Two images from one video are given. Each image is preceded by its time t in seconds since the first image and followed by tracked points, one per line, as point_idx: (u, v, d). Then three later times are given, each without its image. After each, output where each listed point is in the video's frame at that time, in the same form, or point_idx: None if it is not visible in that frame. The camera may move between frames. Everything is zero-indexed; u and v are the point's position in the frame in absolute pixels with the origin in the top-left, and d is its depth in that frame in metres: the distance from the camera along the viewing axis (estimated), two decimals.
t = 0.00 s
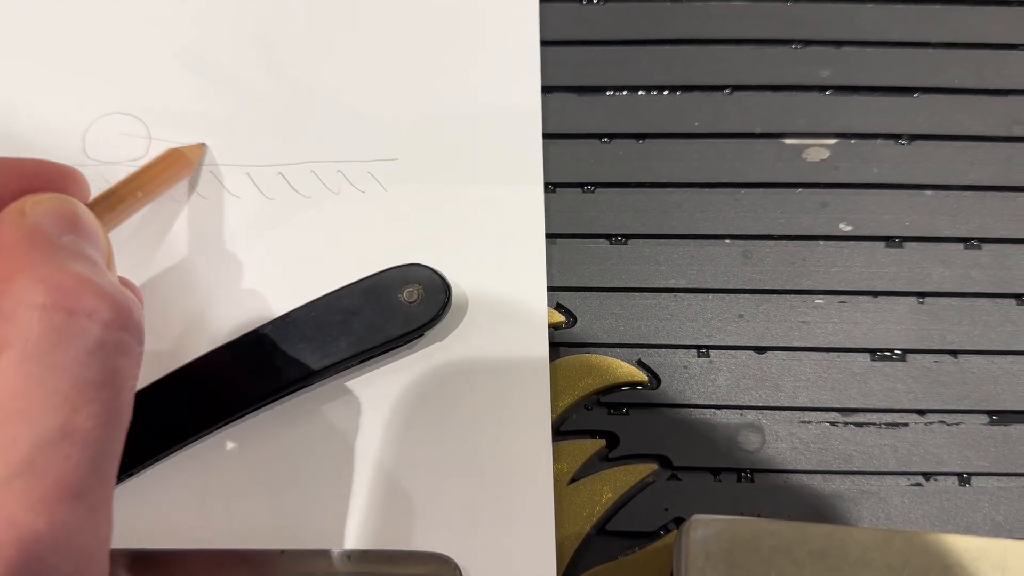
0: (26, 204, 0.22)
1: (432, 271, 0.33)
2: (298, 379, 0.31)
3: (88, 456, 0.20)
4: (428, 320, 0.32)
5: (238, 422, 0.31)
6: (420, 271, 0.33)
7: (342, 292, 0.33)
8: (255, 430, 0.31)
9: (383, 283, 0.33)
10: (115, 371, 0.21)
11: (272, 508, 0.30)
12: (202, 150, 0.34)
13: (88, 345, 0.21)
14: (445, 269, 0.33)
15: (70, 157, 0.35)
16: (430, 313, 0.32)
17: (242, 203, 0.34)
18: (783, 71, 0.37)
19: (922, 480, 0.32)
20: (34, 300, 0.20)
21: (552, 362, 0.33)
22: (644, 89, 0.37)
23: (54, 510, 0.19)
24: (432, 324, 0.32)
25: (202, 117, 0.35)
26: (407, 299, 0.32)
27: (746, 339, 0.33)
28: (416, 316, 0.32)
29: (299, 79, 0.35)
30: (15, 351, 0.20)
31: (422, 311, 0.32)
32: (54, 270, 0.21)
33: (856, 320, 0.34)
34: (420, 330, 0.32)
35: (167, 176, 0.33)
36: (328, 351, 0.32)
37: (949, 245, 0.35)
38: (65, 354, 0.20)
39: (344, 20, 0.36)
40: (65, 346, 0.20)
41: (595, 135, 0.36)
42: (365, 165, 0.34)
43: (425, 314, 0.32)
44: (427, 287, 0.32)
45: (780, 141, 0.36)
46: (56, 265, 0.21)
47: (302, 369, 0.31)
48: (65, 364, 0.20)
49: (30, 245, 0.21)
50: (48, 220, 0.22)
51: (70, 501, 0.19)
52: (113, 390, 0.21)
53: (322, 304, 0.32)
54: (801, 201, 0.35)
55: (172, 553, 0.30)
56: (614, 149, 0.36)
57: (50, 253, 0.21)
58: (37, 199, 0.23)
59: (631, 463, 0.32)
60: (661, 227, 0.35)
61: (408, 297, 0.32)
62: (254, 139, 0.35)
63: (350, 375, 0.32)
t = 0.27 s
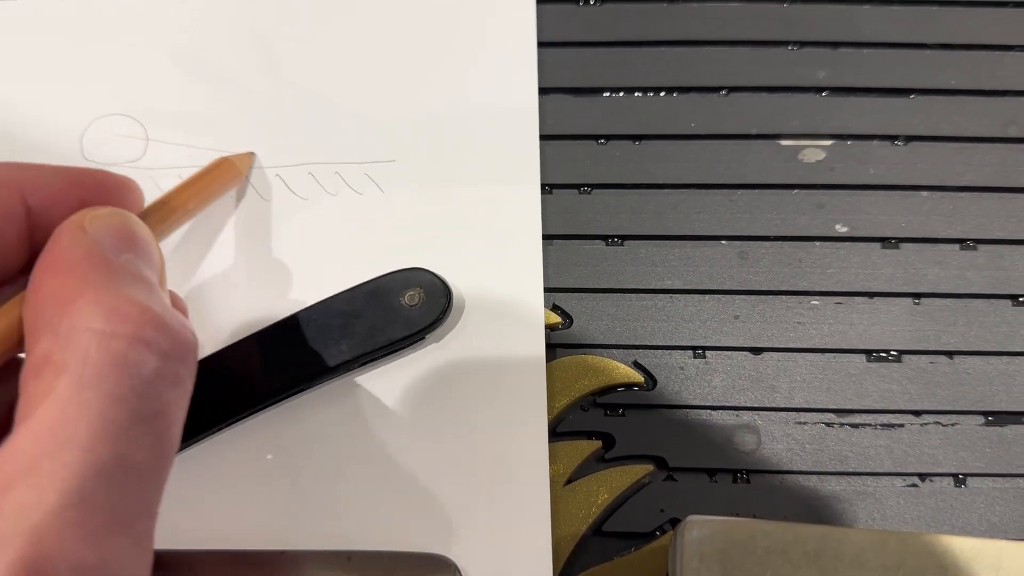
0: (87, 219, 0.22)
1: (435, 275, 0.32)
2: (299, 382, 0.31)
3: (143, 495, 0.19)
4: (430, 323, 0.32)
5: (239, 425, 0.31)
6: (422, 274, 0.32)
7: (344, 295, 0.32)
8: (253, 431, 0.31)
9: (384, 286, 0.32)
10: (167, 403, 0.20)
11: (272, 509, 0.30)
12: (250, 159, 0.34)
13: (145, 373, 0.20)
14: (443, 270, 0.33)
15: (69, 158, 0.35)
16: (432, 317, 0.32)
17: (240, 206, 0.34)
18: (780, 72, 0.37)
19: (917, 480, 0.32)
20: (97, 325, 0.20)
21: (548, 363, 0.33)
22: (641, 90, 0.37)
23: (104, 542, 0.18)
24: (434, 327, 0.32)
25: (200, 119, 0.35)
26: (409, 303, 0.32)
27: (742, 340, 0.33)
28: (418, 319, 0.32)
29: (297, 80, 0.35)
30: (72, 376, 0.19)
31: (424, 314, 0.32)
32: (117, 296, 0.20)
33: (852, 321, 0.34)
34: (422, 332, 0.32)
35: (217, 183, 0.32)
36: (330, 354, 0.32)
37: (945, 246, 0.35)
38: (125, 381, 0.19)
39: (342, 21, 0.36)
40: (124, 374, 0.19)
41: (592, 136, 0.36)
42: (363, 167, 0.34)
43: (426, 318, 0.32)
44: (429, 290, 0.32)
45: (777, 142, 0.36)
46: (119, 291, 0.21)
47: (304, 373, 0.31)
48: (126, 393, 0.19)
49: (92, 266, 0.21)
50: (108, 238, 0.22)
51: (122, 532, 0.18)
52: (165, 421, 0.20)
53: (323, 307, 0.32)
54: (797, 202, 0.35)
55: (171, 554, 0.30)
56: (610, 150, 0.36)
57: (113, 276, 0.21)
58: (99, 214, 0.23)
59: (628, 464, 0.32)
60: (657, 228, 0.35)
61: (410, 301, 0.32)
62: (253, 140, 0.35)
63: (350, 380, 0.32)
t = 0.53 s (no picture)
0: (148, 228, 0.22)
1: (440, 274, 0.32)
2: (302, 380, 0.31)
3: (194, 516, 0.20)
4: (433, 321, 0.32)
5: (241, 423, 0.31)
6: (428, 273, 0.32)
7: (350, 292, 0.32)
8: (253, 428, 0.31)
9: (389, 284, 0.32)
10: (216, 430, 0.21)
11: (271, 506, 0.30)
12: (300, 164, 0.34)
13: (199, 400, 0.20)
14: (443, 267, 0.33)
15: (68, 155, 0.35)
16: (437, 315, 0.32)
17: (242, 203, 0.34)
18: (780, 68, 0.37)
19: (917, 477, 0.32)
20: (158, 345, 0.20)
21: (547, 360, 0.33)
22: (641, 87, 0.37)
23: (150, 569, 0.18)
24: (438, 326, 0.32)
25: (200, 116, 0.35)
26: (414, 302, 0.32)
27: (742, 336, 0.33)
28: (421, 317, 0.32)
29: (296, 77, 0.35)
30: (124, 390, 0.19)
31: (428, 312, 0.32)
32: (178, 315, 0.20)
33: (852, 318, 0.34)
34: (425, 331, 0.32)
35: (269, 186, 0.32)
36: (333, 352, 0.31)
37: (945, 243, 0.35)
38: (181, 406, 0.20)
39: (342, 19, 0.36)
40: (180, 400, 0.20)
41: (591, 133, 0.36)
42: (363, 163, 0.34)
43: (430, 316, 0.32)
44: (433, 289, 0.32)
45: (776, 139, 0.36)
46: (179, 310, 0.21)
47: (308, 374, 0.31)
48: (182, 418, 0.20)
49: (153, 280, 0.21)
50: (169, 249, 0.22)
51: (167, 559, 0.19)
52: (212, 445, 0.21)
53: (328, 305, 0.32)
54: (797, 199, 0.35)
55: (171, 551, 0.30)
56: (610, 146, 0.36)
57: (174, 290, 0.21)
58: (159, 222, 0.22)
59: (627, 461, 0.32)
60: (657, 224, 0.35)
61: (416, 300, 0.32)
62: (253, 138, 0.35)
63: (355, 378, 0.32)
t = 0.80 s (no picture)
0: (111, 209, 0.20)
1: (439, 274, 0.32)
2: (302, 379, 0.31)
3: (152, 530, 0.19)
4: (432, 321, 0.32)
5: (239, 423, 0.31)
6: (426, 273, 0.32)
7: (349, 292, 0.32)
8: (252, 428, 0.31)
9: (388, 284, 0.32)
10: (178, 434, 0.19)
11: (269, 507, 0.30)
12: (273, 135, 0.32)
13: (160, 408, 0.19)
14: (442, 266, 0.33)
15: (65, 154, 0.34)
16: (436, 315, 0.32)
17: (240, 203, 0.34)
18: (778, 68, 0.37)
19: (917, 477, 0.32)
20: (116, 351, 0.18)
21: (548, 360, 0.32)
22: (640, 87, 0.37)
23: None
24: (437, 327, 0.32)
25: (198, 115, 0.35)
26: (414, 301, 0.32)
27: (741, 336, 0.33)
28: (421, 317, 0.32)
29: (295, 77, 0.35)
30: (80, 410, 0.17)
31: (428, 312, 0.32)
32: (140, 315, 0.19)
33: (850, 318, 0.34)
34: (425, 331, 0.32)
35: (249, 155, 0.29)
36: (333, 351, 0.31)
37: (944, 242, 0.35)
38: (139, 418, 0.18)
39: (341, 18, 0.36)
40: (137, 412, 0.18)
41: (590, 132, 0.36)
42: (362, 162, 0.34)
43: (430, 317, 0.32)
44: (433, 289, 0.32)
45: (775, 139, 0.36)
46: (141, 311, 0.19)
47: (306, 371, 0.31)
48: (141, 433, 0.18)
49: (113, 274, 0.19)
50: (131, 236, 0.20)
51: None
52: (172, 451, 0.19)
53: (327, 305, 0.32)
54: (796, 199, 0.35)
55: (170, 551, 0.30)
56: (609, 146, 0.36)
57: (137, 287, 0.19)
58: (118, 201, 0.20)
59: (627, 460, 0.32)
60: (655, 224, 0.35)
61: (415, 300, 0.32)
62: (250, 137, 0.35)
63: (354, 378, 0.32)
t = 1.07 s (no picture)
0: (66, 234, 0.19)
1: (433, 275, 0.32)
2: (295, 383, 0.31)
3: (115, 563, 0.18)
4: (427, 325, 0.31)
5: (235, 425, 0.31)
6: (420, 276, 0.32)
7: (345, 294, 0.32)
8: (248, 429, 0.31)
9: (384, 286, 0.32)
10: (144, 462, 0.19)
11: (266, 507, 0.30)
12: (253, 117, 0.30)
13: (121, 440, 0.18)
14: (438, 267, 0.33)
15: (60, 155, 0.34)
16: (431, 319, 0.31)
17: (236, 203, 0.33)
18: (776, 69, 0.37)
19: (914, 479, 0.32)
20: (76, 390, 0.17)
21: (543, 361, 0.32)
22: (636, 87, 0.37)
23: None
24: (434, 329, 0.32)
25: (193, 115, 0.35)
26: (408, 305, 0.31)
27: (738, 338, 0.33)
28: (416, 321, 0.31)
29: (290, 76, 0.35)
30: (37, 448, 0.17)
31: (423, 317, 0.31)
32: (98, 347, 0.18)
33: (847, 319, 0.33)
34: (420, 335, 0.31)
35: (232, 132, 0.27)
36: (327, 354, 0.31)
37: (941, 244, 0.35)
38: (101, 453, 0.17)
39: (337, 17, 0.36)
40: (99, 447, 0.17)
41: (587, 133, 0.36)
42: (358, 163, 0.34)
43: (425, 320, 0.31)
44: (429, 292, 0.32)
45: (773, 139, 0.36)
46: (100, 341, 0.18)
47: (302, 373, 0.31)
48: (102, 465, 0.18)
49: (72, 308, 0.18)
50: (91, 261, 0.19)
51: None
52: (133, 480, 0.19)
53: (321, 307, 0.32)
54: (793, 200, 0.35)
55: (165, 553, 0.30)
56: (605, 147, 0.36)
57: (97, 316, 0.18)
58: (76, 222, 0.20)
59: (622, 462, 0.32)
60: (652, 225, 0.35)
61: (410, 303, 0.31)
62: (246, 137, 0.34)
63: (350, 380, 0.32)
